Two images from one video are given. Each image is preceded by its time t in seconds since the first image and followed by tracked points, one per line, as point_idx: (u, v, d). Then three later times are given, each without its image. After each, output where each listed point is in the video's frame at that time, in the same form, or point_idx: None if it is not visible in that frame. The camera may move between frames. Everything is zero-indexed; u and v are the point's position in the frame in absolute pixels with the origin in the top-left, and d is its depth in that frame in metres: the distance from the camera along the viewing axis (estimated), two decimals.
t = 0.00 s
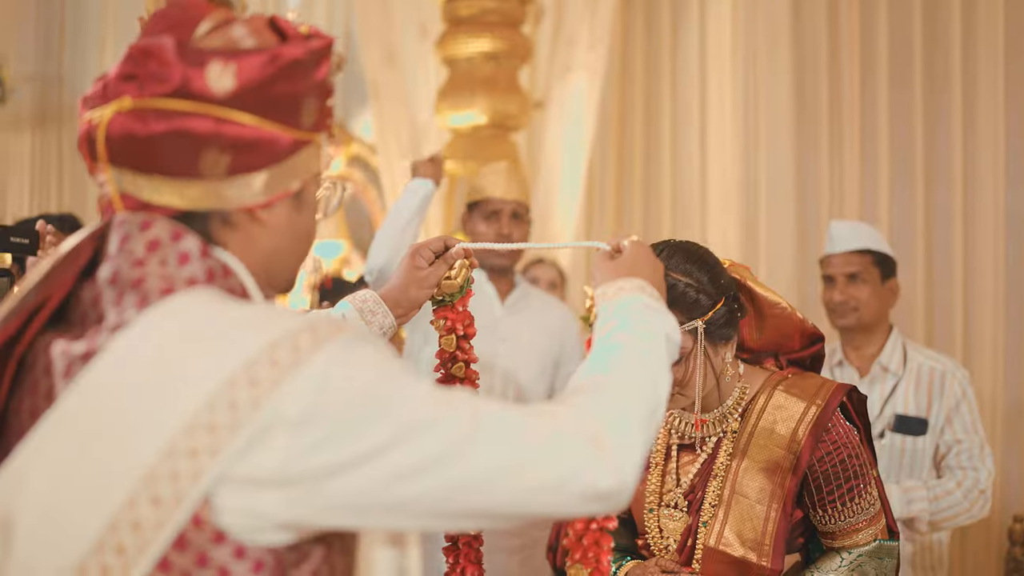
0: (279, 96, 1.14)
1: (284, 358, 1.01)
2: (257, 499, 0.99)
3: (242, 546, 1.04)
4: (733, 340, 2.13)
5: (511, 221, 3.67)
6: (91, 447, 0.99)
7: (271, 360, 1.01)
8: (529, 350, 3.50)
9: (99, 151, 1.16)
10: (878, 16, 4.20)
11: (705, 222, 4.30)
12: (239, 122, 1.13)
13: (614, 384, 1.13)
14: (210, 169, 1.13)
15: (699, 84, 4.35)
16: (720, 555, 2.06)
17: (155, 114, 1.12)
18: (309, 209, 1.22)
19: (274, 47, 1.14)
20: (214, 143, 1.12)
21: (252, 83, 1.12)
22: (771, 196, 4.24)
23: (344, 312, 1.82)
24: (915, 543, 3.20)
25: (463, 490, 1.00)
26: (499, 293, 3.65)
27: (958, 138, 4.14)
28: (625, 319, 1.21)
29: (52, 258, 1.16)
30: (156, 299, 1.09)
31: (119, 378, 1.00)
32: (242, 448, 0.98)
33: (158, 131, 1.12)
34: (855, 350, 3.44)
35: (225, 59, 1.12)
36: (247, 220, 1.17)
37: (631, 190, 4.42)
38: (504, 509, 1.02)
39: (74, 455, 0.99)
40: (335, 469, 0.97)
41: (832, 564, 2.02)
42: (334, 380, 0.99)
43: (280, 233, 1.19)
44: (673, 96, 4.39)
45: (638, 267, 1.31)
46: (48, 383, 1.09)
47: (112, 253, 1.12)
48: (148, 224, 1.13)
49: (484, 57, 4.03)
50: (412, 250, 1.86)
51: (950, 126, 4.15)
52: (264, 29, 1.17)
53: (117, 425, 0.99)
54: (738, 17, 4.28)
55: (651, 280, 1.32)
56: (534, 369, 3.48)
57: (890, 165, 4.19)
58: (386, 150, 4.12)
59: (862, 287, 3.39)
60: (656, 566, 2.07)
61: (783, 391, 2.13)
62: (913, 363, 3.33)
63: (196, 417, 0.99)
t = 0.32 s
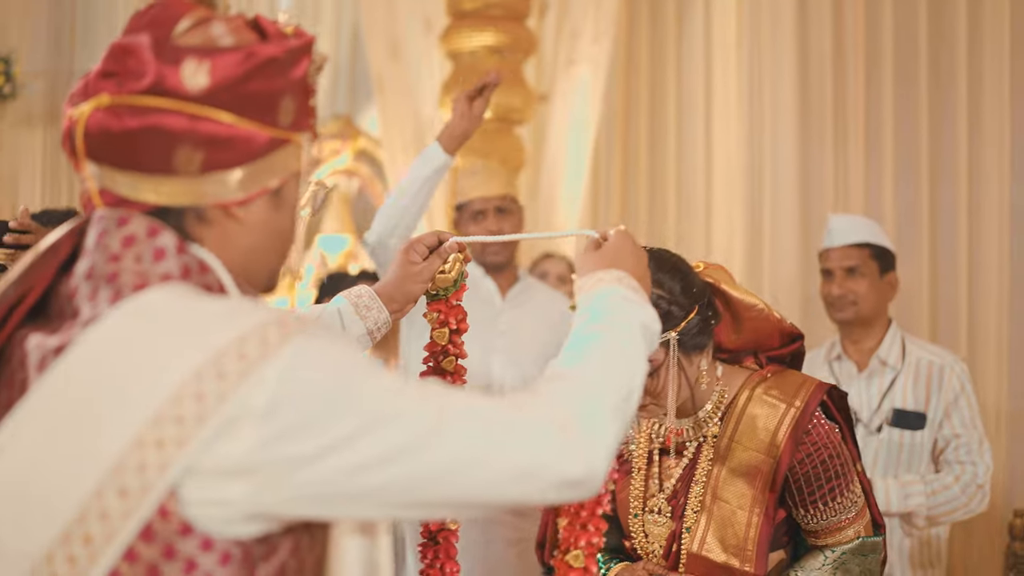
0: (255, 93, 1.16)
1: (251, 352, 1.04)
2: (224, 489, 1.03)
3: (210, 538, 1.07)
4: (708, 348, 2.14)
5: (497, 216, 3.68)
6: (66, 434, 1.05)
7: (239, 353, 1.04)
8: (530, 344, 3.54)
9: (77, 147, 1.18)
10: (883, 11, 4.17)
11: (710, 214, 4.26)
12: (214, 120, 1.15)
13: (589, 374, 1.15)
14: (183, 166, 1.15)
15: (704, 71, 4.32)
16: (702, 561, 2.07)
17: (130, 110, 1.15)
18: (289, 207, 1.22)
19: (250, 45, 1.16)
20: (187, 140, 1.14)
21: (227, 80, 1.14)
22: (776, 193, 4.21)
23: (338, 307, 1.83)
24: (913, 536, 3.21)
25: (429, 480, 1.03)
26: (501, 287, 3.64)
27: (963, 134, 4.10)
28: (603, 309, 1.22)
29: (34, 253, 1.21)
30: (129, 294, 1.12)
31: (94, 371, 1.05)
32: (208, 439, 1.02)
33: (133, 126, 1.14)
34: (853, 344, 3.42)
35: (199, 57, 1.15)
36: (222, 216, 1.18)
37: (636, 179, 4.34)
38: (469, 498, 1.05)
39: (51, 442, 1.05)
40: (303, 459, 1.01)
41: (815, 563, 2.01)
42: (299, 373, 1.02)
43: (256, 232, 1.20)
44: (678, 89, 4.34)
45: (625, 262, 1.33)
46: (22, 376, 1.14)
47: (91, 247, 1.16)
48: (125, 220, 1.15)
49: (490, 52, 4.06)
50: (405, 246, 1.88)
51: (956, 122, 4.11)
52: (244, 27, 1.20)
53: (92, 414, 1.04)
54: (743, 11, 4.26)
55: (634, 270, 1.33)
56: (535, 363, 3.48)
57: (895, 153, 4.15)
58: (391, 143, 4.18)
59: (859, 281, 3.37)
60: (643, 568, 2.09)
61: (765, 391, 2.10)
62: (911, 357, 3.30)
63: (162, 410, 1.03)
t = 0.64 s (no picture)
0: (257, 98, 1.16)
1: (251, 350, 1.03)
2: (221, 483, 1.02)
3: (207, 534, 1.06)
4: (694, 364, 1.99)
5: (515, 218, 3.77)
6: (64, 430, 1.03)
7: (239, 351, 1.03)
8: (537, 343, 3.55)
9: (84, 147, 1.18)
10: (898, 14, 4.13)
11: (724, 211, 4.34)
12: (217, 123, 1.14)
13: (587, 371, 1.14)
14: (186, 167, 1.15)
15: (718, 73, 4.39)
16: None
17: (133, 111, 1.14)
18: (292, 213, 1.22)
19: (253, 50, 1.17)
20: (189, 142, 1.13)
21: (230, 83, 1.14)
22: (790, 195, 4.22)
23: (348, 308, 1.84)
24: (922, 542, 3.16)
25: (425, 477, 1.02)
26: (509, 289, 3.66)
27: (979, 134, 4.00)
28: (601, 312, 1.20)
29: (37, 252, 1.22)
30: (131, 292, 1.12)
31: (94, 365, 1.04)
32: (207, 434, 1.01)
33: (137, 127, 1.13)
34: (862, 346, 3.40)
35: (203, 60, 1.14)
36: (224, 219, 1.18)
37: (651, 176, 4.43)
38: (463, 494, 1.04)
39: (49, 436, 1.03)
40: (301, 454, 1.00)
41: (809, 568, 1.90)
42: (297, 370, 1.01)
43: (257, 235, 1.20)
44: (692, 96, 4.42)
45: (625, 260, 1.30)
46: (24, 370, 1.15)
47: (93, 246, 1.16)
48: (128, 219, 1.15)
49: (502, 52, 4.13)
50: (412, 248, 1.89)
51: (971, 126, 4.02)
52: (249, 33, 1.20)
53: (91, 409, 1.03)
54: (757, 13, 4.31)
55: (636, 271, 1.31)
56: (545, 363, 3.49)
57: (909, 146, 4.09)
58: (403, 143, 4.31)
59: (867, 283, 3.34)
60: None
61: (755, 399, 1.97)
62: (921, 360, 3.28)
63: (163, 405, 1.02)
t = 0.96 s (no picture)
0: (270, 101, 1.16)
1: (263, 342, 1.04)
2: (232, 472, 1.03)
3: (216, 524, 1.07)
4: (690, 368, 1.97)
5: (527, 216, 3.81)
6: (76, 419, 1.03)
7: (252, 343, 1.04)
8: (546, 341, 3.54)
9: (100, 149, 1.19)
10: (911, 14, 4.04)
11: (735, 210, 4.39)
12: (231, 126, 1.15)
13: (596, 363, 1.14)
14: (200, 168, 1.16)
15: (729, 76, 4.44)
16: None
17: (149, 113, 1.15)
18: (304, 216, 1.23)
19: (268, 54, 1.17)
20: (203, 144, 1.14)
21: (245, 87, 1.14)
22: (801, 196, 4.22)
23: (360, 305, 1.83)
24: (931, 544, 3.13)
25: (434, 468, 1.03)
26: (518, 289, 3.68)
27: (994, 137, 3.87)
28: (609, 308, 1.20)
29: (53, 250, 1.22)
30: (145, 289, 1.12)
31: (109, 356, 1.05)
32: (222, 422, 1.02)
33: (152, 129, 1.14)
34: (872, 346, 3.39)
35: (218, 63, 1.15)
36: (236, 220, 1.19)
37: (662, 177, 4.59)
38: (469, 485, 1.04)
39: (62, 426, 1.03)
40: (309, 446, 1.00)
41: (808, 568, 1.90)
42: (309, 361, 1.02)
43: (269, 237, 1.20)
44: (705, 95, 4.51)
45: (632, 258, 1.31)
46: (36, 365, 1.14)
47: (109, 244, 1.16)
48: (144, 219, 1.16)
49: (513, 52, 4.15)
50: (424, 247, 1.89)
51: (984, 134, 3.88)
52: (263, 38, 1.20)
53: (106, 399, 1.03)
54: (769, 14, 4.33)
55: (645, 270, 1.32)
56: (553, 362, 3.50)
57: (922, 139, 4.00)
58: (415, 141, 4.35)
59: (877, 283, 3.33)
60: None
61: (752, 400, 1.96)
62: (930, 361, 3.26)
63: (177, 394, 1.03)
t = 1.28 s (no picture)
0: (294, 111, 1.16)
1: (288, 335, 1.04)
2: (255, 460, 1.03)
3: (237, 513, 1.07)
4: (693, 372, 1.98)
5: (529, 216, 3.79)
6: (102, 407, 1.04)
7: (277, 336, 1.04)
8: (552, 343, 3.54)
9: (129, 158, 1.18)
10: (920, 13, 4.04)
11: (746, 209, 4.38)
12: (256, 135, 1.14)
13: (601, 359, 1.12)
14: (226, 176, 1.15)
15: (739, 77, 4.43)
16: None
17: (176, 123, 1.14)
18: (326, 224, 1.22)
19: (292, 65, 1.17)
20: (230, 153, 1.14)
21: (270, 97, 1.14)
22: (811, 195, 4.21)
23: (384, 299, 1.83)
24: (941, 544, 3.11)
25: (452, 458, 1.02)
26: (527, 288, 3.69)
27: (1005, 136, 3.86)
28: (616, 304, 1.19)
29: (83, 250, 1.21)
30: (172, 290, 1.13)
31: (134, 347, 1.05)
32: (247, 410, 1.02)
33: (179, 139, 1.13)
34: (882, 346, 3.38)
35: (244, 74, 1.15)
36: (261, 227, 1.18)
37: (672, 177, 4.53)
38: (487, 475, 1.04)
39: (89, 414, 1.04)
40: (331, 436, 1.01)
41: (810, 568, 1.88)
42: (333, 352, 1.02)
43: (294, 244, 1.20)
44: (714, 91, 4.49)
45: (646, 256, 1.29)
46: (54, 364, 1.15)
47: (137, 246, 1.16)
48: (172, 222, 1.16)
49: (524, 53, 4.21)
50: (443, 244, 1.89)
51: (996, 133, 3.87)
52: (288, 50, 1.20)
53: (134, 387, 1.04)
54: (779, 14, 4.33)
55: (660, 269, 1.29)
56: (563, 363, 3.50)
57: (931, 142, 3.99)
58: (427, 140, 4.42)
59: (887, 283, 3.32)
60: None
61: (754, 401, 1.97)
62: (940, 361, 3.24)
63: (203, 383, 1.04)
